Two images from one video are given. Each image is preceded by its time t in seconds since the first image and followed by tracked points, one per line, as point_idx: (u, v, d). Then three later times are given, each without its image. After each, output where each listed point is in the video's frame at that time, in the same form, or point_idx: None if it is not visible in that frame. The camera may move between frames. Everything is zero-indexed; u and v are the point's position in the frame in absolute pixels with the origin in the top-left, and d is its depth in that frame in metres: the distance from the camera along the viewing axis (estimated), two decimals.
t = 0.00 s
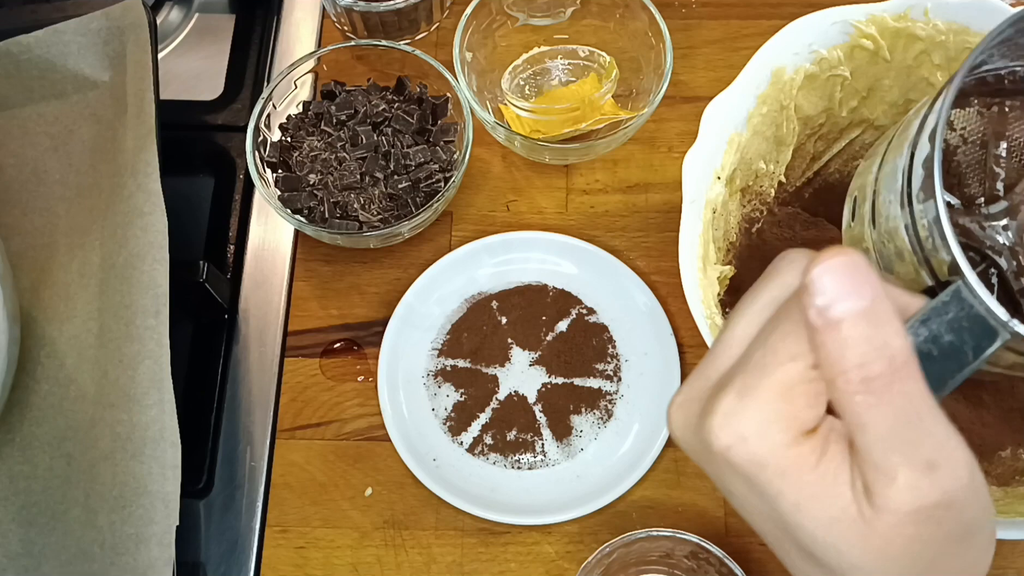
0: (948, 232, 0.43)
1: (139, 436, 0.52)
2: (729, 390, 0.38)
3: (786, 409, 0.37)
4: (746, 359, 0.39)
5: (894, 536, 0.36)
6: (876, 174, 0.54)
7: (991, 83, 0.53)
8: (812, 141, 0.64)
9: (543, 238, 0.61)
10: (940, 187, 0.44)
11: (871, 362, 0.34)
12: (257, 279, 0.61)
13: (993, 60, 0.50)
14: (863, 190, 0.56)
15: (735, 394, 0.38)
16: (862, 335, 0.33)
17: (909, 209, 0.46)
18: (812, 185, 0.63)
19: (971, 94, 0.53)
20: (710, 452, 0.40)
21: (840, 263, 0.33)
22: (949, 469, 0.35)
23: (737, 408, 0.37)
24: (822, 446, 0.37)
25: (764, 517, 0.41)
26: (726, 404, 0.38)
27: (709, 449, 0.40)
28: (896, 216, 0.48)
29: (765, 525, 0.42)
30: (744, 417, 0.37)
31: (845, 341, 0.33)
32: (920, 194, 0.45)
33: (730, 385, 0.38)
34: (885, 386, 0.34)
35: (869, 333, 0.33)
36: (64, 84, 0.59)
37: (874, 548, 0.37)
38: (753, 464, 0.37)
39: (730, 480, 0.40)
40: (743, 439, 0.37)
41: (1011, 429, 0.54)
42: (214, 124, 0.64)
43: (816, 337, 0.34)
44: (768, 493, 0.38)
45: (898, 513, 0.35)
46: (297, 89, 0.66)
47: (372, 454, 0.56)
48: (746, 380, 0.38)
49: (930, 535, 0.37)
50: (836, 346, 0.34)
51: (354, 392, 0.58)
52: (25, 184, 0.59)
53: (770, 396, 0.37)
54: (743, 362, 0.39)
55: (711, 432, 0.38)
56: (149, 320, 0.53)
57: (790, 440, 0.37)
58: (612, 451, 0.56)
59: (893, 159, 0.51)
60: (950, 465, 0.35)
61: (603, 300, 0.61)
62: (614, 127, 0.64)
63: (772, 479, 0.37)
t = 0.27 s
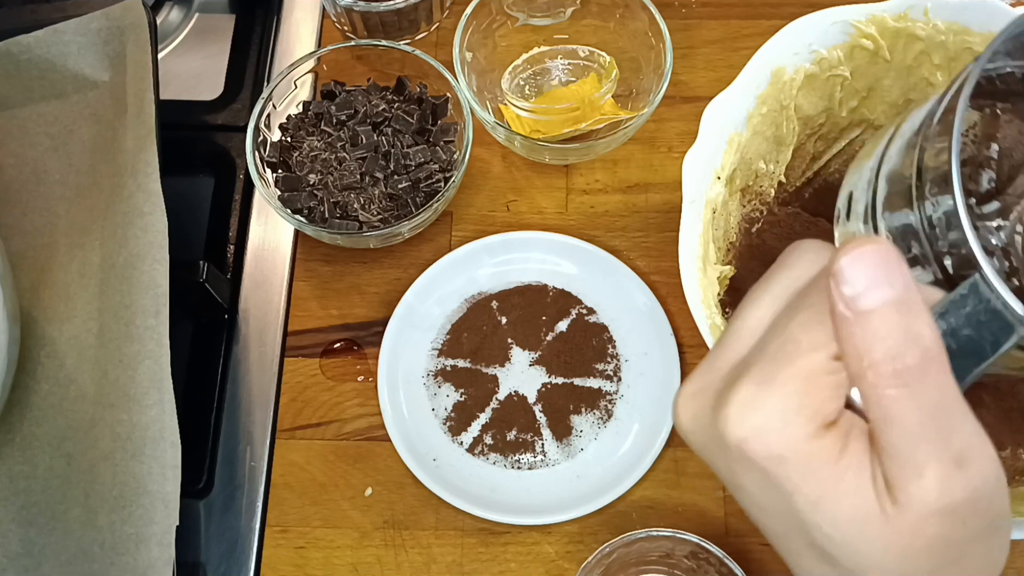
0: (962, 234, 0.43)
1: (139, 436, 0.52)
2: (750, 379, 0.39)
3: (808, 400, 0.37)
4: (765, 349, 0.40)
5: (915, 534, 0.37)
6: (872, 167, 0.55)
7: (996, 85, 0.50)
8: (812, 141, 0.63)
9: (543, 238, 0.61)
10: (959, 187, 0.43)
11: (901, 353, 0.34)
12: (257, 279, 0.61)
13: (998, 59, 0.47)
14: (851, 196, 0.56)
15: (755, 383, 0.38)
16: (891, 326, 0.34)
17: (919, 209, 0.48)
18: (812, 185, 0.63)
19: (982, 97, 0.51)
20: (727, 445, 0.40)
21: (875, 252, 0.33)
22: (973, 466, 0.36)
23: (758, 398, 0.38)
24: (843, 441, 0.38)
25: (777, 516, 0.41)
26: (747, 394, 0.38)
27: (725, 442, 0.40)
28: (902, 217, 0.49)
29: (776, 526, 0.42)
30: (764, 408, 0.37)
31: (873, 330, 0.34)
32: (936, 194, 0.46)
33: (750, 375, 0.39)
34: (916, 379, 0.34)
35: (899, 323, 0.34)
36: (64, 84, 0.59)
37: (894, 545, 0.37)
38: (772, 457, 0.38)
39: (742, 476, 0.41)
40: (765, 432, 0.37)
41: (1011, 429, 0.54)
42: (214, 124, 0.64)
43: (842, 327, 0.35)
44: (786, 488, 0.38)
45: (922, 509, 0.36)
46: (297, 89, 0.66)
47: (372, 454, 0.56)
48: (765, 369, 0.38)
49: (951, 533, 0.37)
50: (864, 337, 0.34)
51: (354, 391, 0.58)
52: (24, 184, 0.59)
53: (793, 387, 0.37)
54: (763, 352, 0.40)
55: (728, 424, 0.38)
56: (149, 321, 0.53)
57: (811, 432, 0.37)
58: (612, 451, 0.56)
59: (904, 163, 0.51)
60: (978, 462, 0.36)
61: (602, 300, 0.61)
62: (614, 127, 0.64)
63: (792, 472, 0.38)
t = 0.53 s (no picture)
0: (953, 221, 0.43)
1: (139, 436, 0.52)
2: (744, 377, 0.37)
3: (804, 396, 0.36)
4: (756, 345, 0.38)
5: (913, 527, 0.36)
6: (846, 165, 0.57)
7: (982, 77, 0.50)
8: (812, 141, 0.63)
9: (543, 238, 0.61)
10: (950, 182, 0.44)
11: (898, 345, 0.33)
12: (257, 279, 0.61)
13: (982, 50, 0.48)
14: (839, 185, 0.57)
15: (750, 382, 0.37)
16: (887, 319, 0.33)
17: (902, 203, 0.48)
18: (812, 185, 0.62)
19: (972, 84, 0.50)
20: (722, 441, 0.39)
21: (867, 243, 0.33)
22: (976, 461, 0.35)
23: (753, 394, 0.36)
24: (841, 434, 0.37)
25: (776, 512, 0.41)
26: (742, 392, 0.37)
27: (721, 439, 0.39)
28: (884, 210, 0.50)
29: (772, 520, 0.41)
30: (760, 405, 0.36)
31: (873, 329, 0.33)
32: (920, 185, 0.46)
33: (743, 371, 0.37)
34: (915, 372, 0.34)
35: (899, 315, 0.33)
36: (64, 84, 0.59)
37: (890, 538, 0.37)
38: (770, 455, 0.37)
39: (739, 472, 0.40)
40: (763, 430, 0.36)
41: (1010, 429, 0.54)
42: (214, 124, 0.64)
43: (837, 321, 0.34)
44: (782, 482, 0.38)
45: (921, 503, 0.35)
46: (297, 89, 0.66)
47: (372, 454, 0.56)
48: (760, 365, 0.37)
49: (951, 526, 0.36)
50: (862, 331, 0.33)
51: (354, 391, 0.58)
52: (25, 184, 0.59)
53: (787, 383, 0.36)
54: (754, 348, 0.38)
55: (723, 422, 0.37)
56: (149, 321, 0.53)
57: (810, 428, 0.36)
58: (612, 451, 0.56)
59: (878, 152, 0.53)
60: (979, 458, 0.35)
61: (603, 300, 0.61)
62: (614, 127, 0.64)
63: (789, 468, 0.37)
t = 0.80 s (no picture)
0: (948, 198, 0.42)
1: (139, 436, 0.52)
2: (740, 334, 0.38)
3: (798, 350, 0.37)
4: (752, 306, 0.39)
5: (917, 474, 0.36)
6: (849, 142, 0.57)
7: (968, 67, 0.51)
8: (812, 141, 0.63)
9: (543, 238, 0.61)
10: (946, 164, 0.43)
11: (882, 293, 0.33)
12: (257, 279, 0.61)
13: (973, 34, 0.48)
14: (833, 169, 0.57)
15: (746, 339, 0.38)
16: (870, 268, 0.33)
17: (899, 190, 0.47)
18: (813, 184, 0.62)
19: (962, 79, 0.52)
20: (723, 403, 0.39)
21: (839, 197, 0.32)
22: (968, 403, 0.35)
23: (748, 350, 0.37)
24: (838, 388, 0.37)
25: (779, 473, 0.40)
26: (738, 349, 0.38)
27: (721, 400, 0.39)
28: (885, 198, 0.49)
29: (776, 483, 0.41)
30: (755, 360, 0.37)
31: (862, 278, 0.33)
32: (916, 169, 0.46)
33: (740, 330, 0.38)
34: (902, 316, 0.34)
35: (884, 264, 0.33)
36: (64, 84, 0.59)
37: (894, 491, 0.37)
38: (768, 409, 0.38)
39: (741, 433, 0.40)
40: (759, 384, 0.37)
41: (1010, 429, 0.54)
42: (214, 123, 0.64)
43: (822, 275, 0.34)
44: (782, 440, 0.38)
45: (922, 449, 0.35)
46: (297, 89, 0.66)
47: (372, 454, 0.56)
48: (756, 323, 0.38)
49: (953, 470, 0.37)
50: (845, 281, 0.33)
51: (354, 392, 0.58)
52: (24, 184, 0.59)
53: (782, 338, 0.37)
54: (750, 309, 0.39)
55: (722, 380, 0.38)
56: (149, 321, 0.53)
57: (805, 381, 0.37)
58: (612, 451, 0.56)
59: (874, 141, 0.53)
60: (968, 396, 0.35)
61: (602, 300, 0.61)
62: (613, 127, 0.64)
63: (789, 423, 0.37)
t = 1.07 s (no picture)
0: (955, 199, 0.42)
1: (139, 436, 0.52)
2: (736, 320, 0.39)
3: (793, 332, 0.37)
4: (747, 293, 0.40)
5: (911, 449, 0.36)
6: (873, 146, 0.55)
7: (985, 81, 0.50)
8: (811, 141, 0.63)
9: (543, 238, 0.61)
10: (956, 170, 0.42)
11: (872, 270, 0.34)
12: (257, 280, 0.61)
13: (996, 47, 0.48)
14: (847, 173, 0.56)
15: (742, 324, 0.38)
16: (859, 245, 0.34)
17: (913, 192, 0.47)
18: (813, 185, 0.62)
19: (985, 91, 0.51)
20: (717, 387, 0.40)
21: (833, 175, 0.33)
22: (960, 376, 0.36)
23: (744, 334, 0.38)
24: (831, 367, 0.38)
25: (774, 455, 0.41)
26: (734, 335, 0.38)
27: (716, 384, 0.40)
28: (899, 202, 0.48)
29: (772, 466, 0.41)
30: (752, 344, 0.37)
31: (849, 254, 0.34)
32: (926, 171, 0.45)
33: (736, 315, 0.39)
34: (889, 292, 0.34)
35: (871, 240, 0.34)
36: (64, 84, 0.59)
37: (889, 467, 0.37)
38: (764, 392, 0.38)
39: (735, 417, 0.40)
40: (756, 368, 0.37)
41: (1009, 430, 0.54)
42: (214, 123, 0.64)
43: (812, 254, 0.35)
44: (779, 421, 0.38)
45: (916, 423, 0.35)
46: (297, 89, 0.66)
47: (372, 454, 0.56)
48: (751, 309, 0.38)
49: (948, 447, 0.37)
50: (836, 260, 0.34)
51: (354, 392, 0.58)
52: (24, 184, 0.59)
53: (776, 321, 0.37)
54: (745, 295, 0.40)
55: (718, 365, 0.38)
56: (148, 321, 0.53)
57: (799, 363, 0.37)
58: (612, 451, 0.56)
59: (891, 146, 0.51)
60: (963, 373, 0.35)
61: (603, 300, 0.61)
62: (614, 127, 0.64)
63: (783, 404, 0.38)
